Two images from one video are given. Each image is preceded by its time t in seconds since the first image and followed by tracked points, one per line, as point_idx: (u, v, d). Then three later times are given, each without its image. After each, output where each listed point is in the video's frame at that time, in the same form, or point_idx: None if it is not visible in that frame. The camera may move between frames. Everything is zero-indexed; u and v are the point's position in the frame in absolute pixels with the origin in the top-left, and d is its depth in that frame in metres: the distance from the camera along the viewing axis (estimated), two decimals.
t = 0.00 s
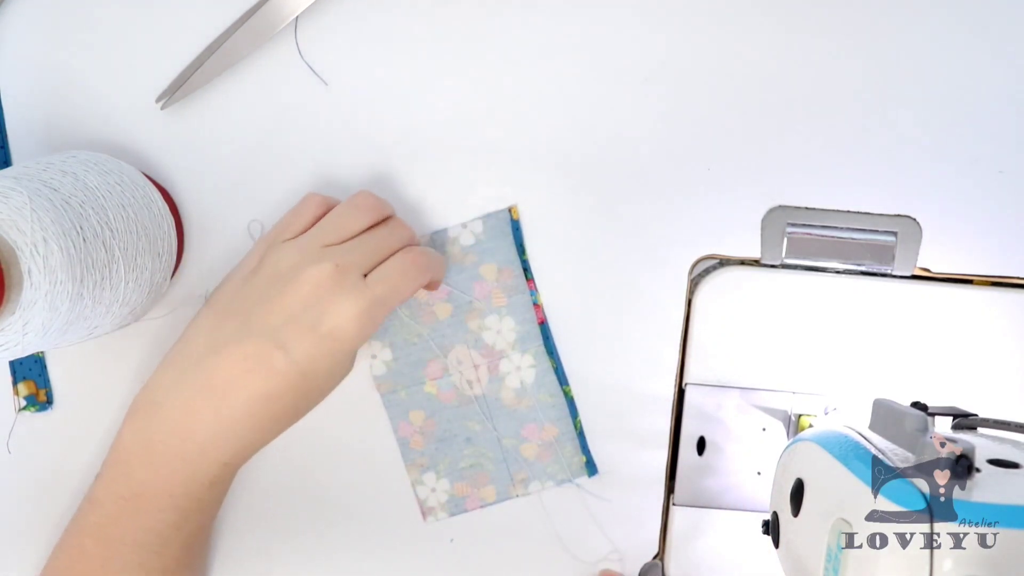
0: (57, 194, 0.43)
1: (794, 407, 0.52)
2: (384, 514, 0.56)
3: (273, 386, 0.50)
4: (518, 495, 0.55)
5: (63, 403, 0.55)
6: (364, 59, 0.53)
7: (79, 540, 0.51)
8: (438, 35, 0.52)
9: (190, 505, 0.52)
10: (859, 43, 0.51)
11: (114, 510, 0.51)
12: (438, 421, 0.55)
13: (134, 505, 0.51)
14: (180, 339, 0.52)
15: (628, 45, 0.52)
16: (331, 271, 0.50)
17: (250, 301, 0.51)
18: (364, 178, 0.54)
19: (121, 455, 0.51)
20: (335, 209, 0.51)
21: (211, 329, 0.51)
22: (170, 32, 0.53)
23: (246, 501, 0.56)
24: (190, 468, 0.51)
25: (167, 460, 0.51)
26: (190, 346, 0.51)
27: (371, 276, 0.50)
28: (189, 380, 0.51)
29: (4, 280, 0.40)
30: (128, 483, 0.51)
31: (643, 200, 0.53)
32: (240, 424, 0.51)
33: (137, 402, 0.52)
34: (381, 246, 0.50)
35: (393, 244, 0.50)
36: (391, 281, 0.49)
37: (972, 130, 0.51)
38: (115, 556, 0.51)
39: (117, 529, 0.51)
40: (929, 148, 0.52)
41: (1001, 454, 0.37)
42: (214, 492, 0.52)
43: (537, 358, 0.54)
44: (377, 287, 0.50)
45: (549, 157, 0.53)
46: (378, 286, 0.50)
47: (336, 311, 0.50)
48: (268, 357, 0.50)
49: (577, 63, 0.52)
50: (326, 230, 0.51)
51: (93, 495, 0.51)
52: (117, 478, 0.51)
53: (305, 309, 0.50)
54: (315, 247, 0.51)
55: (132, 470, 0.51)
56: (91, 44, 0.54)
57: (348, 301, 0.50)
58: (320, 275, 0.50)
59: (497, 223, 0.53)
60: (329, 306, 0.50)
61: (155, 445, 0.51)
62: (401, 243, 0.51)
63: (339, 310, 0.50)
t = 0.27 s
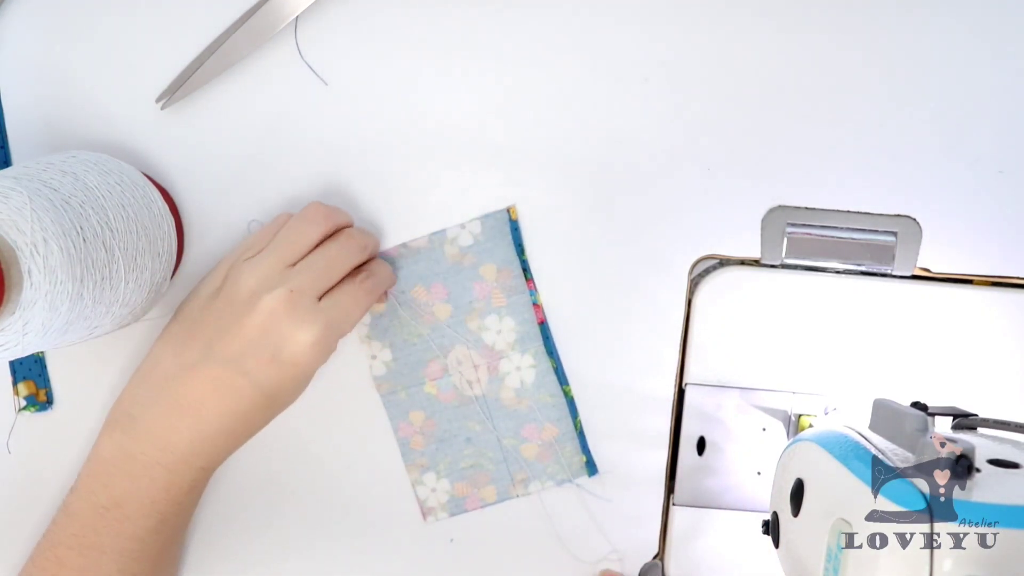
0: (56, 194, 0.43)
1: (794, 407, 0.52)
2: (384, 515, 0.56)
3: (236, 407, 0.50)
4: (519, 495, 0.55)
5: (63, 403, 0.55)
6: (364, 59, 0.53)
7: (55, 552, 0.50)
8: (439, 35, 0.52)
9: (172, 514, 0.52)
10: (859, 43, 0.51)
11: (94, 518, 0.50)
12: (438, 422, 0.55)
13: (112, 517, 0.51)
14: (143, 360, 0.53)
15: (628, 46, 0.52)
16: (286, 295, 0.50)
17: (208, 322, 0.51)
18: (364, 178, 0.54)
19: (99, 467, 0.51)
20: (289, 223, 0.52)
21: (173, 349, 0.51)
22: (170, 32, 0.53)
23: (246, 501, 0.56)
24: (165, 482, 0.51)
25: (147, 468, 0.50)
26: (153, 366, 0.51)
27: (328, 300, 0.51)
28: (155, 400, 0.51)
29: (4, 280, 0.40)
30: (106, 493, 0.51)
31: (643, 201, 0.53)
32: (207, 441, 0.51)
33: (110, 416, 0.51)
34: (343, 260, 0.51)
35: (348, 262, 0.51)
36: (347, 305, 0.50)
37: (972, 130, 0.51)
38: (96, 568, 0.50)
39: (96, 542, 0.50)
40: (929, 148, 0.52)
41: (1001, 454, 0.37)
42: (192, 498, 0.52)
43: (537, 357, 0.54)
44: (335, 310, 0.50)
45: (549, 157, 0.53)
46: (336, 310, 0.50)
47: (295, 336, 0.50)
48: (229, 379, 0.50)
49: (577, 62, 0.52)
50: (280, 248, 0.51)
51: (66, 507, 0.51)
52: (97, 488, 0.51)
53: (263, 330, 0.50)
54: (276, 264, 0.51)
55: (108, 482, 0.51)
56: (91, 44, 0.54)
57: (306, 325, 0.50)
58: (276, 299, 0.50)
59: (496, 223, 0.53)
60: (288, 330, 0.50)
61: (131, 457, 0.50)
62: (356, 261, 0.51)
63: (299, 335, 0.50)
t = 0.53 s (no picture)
0: (56, 194, 0.43)
1: (794, 407, 0.52)
2: (384, 514, 0.56)
3: (232, 411, 0.51)
4: (515, 486, 0.55)
5: (63, 403, 0.56)
6: (363, 59, 0.53)
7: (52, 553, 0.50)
8: (439, 35, 0.52)
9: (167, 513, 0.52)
10: (859, 43, 0.51)
11: (92, 517, 0.51)
12: (432, 415, 0.55)
13: (108, 515, 0.51)
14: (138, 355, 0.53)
15: (628, 46, 0.52)
16: (280, 302, 0.50)
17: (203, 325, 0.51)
18: (364, 178, 0.54)
19: (98, 465, 0.51)
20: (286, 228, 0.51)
21: (169, 349, 0.52)
22: (170, 32, 0.53)
23: (246, 502, 0.56)
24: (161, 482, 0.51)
25: (145, 468, 0.51)
26: (148, 364, 0.52)
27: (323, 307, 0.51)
28: (151, 401, 0.51)
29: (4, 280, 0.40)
30: (104, 491, 0.51)
31: (643, 201, 0.53)
32: (200, 444, 0.51)
33: (106, 413, 0.52)
34: (337, 268, 0.51)
35: (343, 269, 0.51)
36: (342, 312, 0.51)
37: (973, 130, 0.51)
38: (92, 566, 0.50)
39: (92, 537, 0.51)
40: (929, 148, 0.52)
41: (1001, 454, 0.37)
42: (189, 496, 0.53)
43: (530, 349, 0.54)
44: (329, 316, 0.50)
45: (549, 157, 0.53)
46: (332, 318, 0.51)
47: (287, 344, 0.50)
48: (224, 383, 0.51)
49: (578, 63, 0.52)
50: (276, 254, 0.51)
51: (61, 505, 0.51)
52: (95, 486, 0.51)
53: (257, 337, 0.50)
54: (268, 270, 0.51)
55: (105, 479, 0.51)
56: (91, 44, 0.54)
57: (299, 333, 0.50)
58: (270, 306, 0.50)
59: (482, 218, 0.53)
60: (283, 335, 0.50)
61: (127, 456, 0.51)
62: (351, 268, 0.51)
63: (291, 343, 0.50)
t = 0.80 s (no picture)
0: (56, 194, 0.43)
1: (794, 407, 0.52)
2: (384, 514, 0.56)
3: (193, 404, 0.48)
4: (512, 484, 0.55)
5: (63, 403, 0.56)
6: (363, 59, 0.53)
7: (39, 553, 0.50)
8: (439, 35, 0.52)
9: (143, 514, 0.50)
10: (859, 43, 0.51)
11: (71, 513, 0.50)
12: (430, 413, 0.55)
13: (85, 512, 0.49)
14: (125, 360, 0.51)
15: (628, 46, 0.52)
16: (234, 284, 0.48)
17: (172, 318, 0.50)
18: (364, 179, 0.54)
19: (79, 462, 0.50)
20: (261, 214, 0.50)
21: (144, 346, 0.50)
22: (170, 32, 0.53)
23: (246, 501, 0.56)
24: (133, 479, 0.49)
25: (119, 462, 0.49)
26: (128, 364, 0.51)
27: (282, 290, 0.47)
28: (123, 397, 0.50)
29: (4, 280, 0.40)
30: (83, 488, 0.50)
31: (643, 201, 0.53)
32: (163, 436, 0.49)
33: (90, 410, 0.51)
34: (302, 249, 0.48)
35: (307, 251, 0.48)
36: (302, 292, 0.47)
37: (973, 129, 0.51)
38: (75, 564, 0.49)
39: (73, 535, 0.49)
40: (929, 149, 0.52)
41: (1001, 454, 0.37)
42: (166, 495, 0.50)
43: (527, 347, 0.54)
44: (289, 300, 0.47)
45: (549, 158, 0.53)
46: (288, 298, 0.47)
47: (242, 327, 0.47)
48: (185, 375, 0.48)
49: (577, 63, 0.52)
50: (243, 240, 0.49)
51: (52, 506, 0.50)
52: (74, 482, 0.50)
53: (214, 323, 0.48)
54: (238, 256, 0.49)
55: (82, 475, 0.50)
56: (91, 45, 0.54)
57: (252, 316, 0.47)
58: (225, 290, 0.48)
59: (482, 213, 0.53)
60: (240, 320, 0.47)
61: (103, 451, 0.49)
62: (318, 248, 0.48)
63: (246, 328, 0.47)
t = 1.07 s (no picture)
0: (56, 194, 0.43)
1: (794, 407, 0.52)
2: (385, 514, 0.56)
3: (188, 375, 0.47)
4: (512, 484, 0.55)
5: (63, 403, 0.56)
6: (363, 59, 0.53)
7: (38, 546, 0.50)
8: (439, 35, 0.52)
9: (139, 503, 0.50)
10: (859, 43, 0.51)
11: (69, 501, 0.49)
12: (430, 413, 0.55)
13: (80, 497, 0.49)
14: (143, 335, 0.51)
15: (628, 46, 0.52)
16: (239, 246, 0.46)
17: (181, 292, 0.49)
18: (364, 179, 0.54)
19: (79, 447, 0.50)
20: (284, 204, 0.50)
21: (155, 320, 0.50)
22: (171, 32, 0.53)
23: (246, 501, 0.56)
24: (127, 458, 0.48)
25: (116, 444, 0.48)
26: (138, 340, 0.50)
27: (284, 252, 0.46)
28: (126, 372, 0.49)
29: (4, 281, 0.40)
30: (82, 468, 0.49)
31: (643, 201, 0.53)
32: (160, 415, 0.48)
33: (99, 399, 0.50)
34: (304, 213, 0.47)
35: (308, 214, 0.47)
36: (301, 254, 0.45)
37: (973, 129, 0.51)
38: (71, 554, 0.49)
39: (69, 524, 0.49)
40: (929, 149, 0.52)
41: (1001, 454, 0.36)
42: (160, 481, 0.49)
43: (527, 347, 0.54)
44: (284, 262, 0.45)
45: (549, 157, 0.53)
46: (288, 261, 0.45)
47: (241, 288, 0.46)
48: (184, 344, 0.47)
49: (577, 63, 0.52)
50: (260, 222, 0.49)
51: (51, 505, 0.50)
52: (75, 467, 0.50)
53: (215, 286, 0.46)
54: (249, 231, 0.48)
55: (83, 459, 0.49)
56: (91, 45, 0.54)
57: (252, 277, 0.45)
58: (231, 252, 0.47)
59: (482, 213, 0.53)
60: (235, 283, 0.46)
61: (102, 432, 0.49)
62: (319, 212, 0.47)
63: (246, 292, 0.46)
